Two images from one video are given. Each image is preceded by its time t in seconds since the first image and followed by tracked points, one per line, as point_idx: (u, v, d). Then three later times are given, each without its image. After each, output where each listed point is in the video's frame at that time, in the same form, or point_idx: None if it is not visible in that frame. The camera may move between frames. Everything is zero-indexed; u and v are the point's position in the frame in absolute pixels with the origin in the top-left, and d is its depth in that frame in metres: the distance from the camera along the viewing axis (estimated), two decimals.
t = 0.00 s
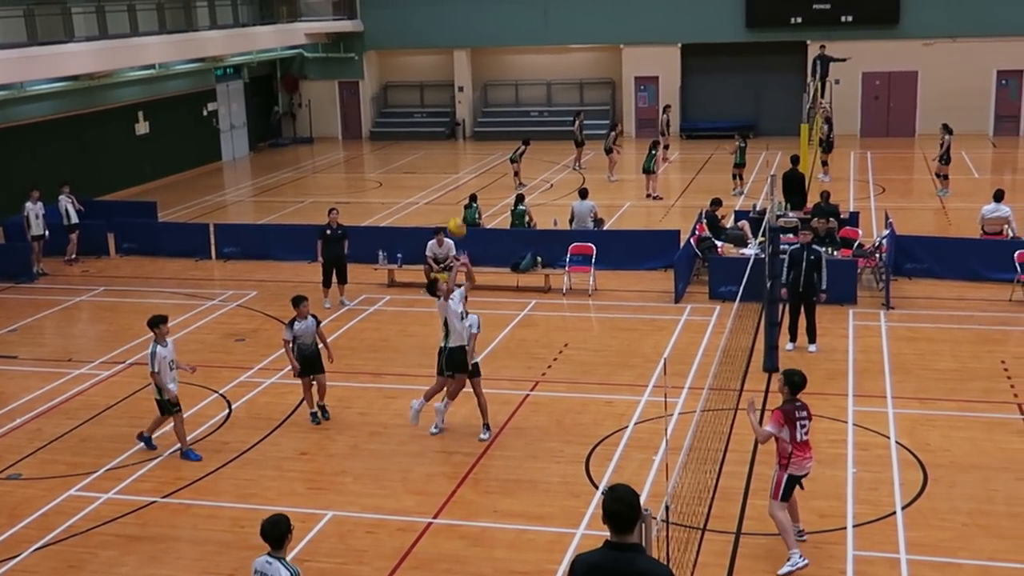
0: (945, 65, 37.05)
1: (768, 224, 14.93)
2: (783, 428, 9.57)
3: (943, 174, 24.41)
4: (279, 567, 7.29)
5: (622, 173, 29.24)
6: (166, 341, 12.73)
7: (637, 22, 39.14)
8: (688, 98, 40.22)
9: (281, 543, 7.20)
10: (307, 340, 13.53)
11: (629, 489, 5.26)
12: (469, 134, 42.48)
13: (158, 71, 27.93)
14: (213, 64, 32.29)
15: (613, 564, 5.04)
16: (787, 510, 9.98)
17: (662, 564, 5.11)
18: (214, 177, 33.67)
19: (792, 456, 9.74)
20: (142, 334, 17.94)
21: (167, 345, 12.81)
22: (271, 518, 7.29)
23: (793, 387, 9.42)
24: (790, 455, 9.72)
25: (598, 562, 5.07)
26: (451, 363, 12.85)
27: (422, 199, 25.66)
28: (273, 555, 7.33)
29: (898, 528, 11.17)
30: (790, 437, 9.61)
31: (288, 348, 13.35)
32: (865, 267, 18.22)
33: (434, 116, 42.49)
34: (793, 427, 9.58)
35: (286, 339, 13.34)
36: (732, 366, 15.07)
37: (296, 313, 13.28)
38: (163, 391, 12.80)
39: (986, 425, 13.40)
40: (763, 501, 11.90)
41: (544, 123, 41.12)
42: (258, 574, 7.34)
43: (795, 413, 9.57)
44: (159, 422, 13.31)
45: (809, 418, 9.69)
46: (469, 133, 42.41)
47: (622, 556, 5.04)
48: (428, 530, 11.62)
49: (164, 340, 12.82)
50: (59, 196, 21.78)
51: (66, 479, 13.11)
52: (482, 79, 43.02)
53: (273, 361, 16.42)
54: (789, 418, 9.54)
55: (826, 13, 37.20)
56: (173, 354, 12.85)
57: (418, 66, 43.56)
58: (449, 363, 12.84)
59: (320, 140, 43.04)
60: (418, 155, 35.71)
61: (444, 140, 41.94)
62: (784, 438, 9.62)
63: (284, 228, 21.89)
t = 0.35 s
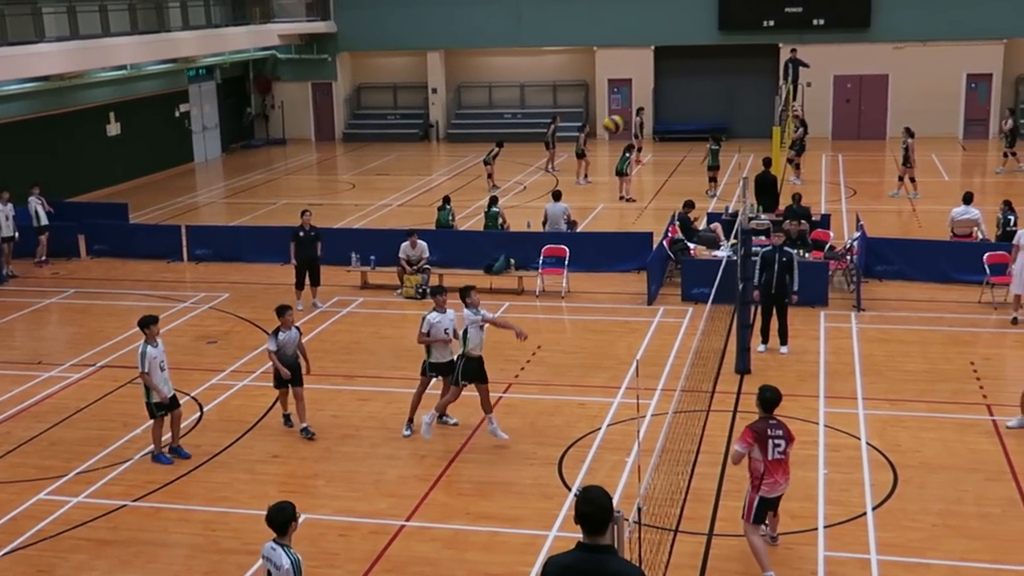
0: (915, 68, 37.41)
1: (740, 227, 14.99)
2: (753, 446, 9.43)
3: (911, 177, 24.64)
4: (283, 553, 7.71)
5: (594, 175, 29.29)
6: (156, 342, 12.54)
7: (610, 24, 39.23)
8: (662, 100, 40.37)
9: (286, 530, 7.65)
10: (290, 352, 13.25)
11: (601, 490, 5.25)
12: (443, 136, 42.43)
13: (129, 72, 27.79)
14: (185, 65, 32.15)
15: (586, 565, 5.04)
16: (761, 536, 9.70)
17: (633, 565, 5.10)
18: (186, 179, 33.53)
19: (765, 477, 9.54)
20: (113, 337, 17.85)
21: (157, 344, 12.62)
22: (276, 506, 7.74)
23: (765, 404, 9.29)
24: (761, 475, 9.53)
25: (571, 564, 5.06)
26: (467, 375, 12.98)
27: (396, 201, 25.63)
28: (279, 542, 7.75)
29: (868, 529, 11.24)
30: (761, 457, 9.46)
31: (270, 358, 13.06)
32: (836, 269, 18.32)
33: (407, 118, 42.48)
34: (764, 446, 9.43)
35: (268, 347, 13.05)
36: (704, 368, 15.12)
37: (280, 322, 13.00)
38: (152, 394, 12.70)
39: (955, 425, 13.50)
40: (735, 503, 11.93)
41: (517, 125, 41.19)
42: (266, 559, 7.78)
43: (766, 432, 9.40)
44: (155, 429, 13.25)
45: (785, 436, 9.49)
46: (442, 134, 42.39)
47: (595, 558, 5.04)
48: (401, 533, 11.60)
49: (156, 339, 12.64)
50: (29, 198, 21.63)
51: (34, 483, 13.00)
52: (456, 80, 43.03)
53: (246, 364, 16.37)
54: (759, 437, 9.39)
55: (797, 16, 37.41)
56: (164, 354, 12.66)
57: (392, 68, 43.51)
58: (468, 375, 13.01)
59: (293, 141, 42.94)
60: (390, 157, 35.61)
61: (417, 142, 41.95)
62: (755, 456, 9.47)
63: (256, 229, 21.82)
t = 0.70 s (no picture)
0: (835, 70, 38.19)
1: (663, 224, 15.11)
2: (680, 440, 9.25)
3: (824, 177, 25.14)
4: (255, 544, 7.88)
5: (519, 172, 29.38)
6: (86, 342, 12.30)
7: (540, 22, 39.31)
8: (586, 98, 40.73)
9: (258, 521, 7.86)
10: (215, 358, 12.86)
11: (526, 488, 5.26)
12: (369, 133, 42.24)
13: (45, 65, 27.23)
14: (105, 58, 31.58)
15: (508, 562, 5.06)
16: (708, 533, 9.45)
17: (555, 561, 5.13)
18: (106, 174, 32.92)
19: (698, 470, 9.31)
20: (27, 335, 17.46)
21: (86, 345, 12.38)
22: (252, 497, 7.94)
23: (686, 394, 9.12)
24: (694, 470, 9.32)
25: (493, 561, 5.08)
26: (410, 387, 12.78)
27: (320, 198, 25.44)
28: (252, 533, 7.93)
29: (787, 522, 11.39)
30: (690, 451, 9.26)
31: (196, 364, 12.68)
32: (757, 266, 18.56)
33: (332, 115, 42.23)
34: (690, 440, 9.23)
35: (194, 353, 12.65)
36: (627, 365, 15.33)
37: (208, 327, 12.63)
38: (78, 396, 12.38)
39: (872, 420, 13.76)
40: (657, 499, 11.99)
41: (442, 122, 41.20)
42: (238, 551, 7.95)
43: (690, 424, 9.22)
44: (83, 431, 12.98)
45: (713, 427, 9.28)
46: (368, 131, 42.23)
47: (516, 555, 5.06)
48: (324, 532, 11.50)
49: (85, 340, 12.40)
50: None
51: None
52: (381, 77, 42.85)
53: (167, 362, 16.13)
54: (683, 430, 9.22)
55: (721, 18, 37.89)
56: (93, 355, 12.40)
57: (317, 64, 43.19)
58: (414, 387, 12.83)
59: (216, 138, 42.40)
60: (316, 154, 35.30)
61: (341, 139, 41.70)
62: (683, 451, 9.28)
63: (178, 226, 21.53)
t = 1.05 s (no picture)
0: (739, 72, 39.05)
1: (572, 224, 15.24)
2: (604, 450, 9.27)
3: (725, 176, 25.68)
4: (222, 520, 8.04)
5: (430, 171, 29.39)
6: None
7: (449, 21, 39.42)
8: (495, 98, 40.87)
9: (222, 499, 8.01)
10: (106, 377, 12.37)
11: (438, 489, 5.40)
12: (275, 130, 41.88)
13: None
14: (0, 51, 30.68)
15: (418, 561, 5.14)
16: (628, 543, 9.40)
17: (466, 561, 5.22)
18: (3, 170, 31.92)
19: (620, 479, 9.31)
20: None
21: None
22: (217, 476, 8.14)
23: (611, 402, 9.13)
24: (616, 479, 9.30)
25: (402, 561, 5.16)
26: (323, 389, 12.47)
27: (227, 196, 25.11)
28: (218, 510, 8.08)
29: (696, 517, 11.52)
30: (613, 461, 9.27)
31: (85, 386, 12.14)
32: (665, 266, 18.80)
33: (239, 112, 41.69)
34: (613, 449, 9.24)
35: (85, 375, 12.08)
36: (537, 364, 15.41)
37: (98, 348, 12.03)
38: None
39: (777, 416, 14.02)
40: (568, 495, 11.99)
41: (352, 120, 41.00)
42: (203, 527, 8.08)
43: (615, 433, 9.24)
44: None
45: (638, 437, 9.26)
46: (275, 128, 41.87)
47: (426, 554, 5.14)
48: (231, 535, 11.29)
49: None
50: None
51: None
52: (288, 75, 42.44)
53: (67, 365, 15.69)
54: (607, 438, 9.22)
55: (630, 20, 38.39)
56: None
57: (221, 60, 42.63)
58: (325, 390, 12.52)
59: (119, 134, 41.47)
60: (223, 152, 34.77)
61: (248, 136, 41.20)
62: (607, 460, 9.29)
63: (79, 224, 21.04)
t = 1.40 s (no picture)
0: (701, 73, 39.31)
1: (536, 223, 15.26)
2: (582, 456, 9.27)
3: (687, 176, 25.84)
4: (245, 494, 8.39)
5: (394, 171, 29.33)
6: None
7: (412, 21, 39.41)
8: (460, 98, 40.84)
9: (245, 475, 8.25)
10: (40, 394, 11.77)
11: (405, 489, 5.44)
12: (238, 130, 41.64)
13: None
14: None
15: (384, 562, 5.19)
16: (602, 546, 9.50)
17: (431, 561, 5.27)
18: None
19: (595, 484, 9.34)
20: None
21: None
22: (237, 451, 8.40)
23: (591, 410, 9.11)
24: (591, 484, 9.34)
25: (368, 561, 5.22)
26: (266, 400, 12.24)
27: (189, 196, 24.95)
28: (242, 485, 8.40)
29: (660, 516, 11.56)
30: (591, 467, 9.28)
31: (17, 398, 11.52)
32: (629, 265, 18.88)
33: (201, 112, 41.44)
34: (591, 456, 9.24)
35: (19, 386, 11.53)
36: (501, 364, 15.42)
37: (36, 357, 11.49)
38: None
39: (741, 415, 14.09)
40: (533, 495, 11.98)
41: (315, 120, 40.86)
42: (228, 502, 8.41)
43: (591, 439, 9.23)
44: None
45: (614, 443, 9.25)
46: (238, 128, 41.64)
47: (391, 555, 5.20)
48: (194, 537, 11.17)
49: None
50: None
51: None
52: (250, 74, 42.22)
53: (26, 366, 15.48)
54: (583, 444, 9.22)
55: (592, 19, 38.49)
56: None
57: (181, 59, 42.30)
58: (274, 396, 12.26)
59: (80, 133, 41.05)
60: (184, 152, 34.45)
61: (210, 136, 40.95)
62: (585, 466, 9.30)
63: (38, 224, 20.81)
